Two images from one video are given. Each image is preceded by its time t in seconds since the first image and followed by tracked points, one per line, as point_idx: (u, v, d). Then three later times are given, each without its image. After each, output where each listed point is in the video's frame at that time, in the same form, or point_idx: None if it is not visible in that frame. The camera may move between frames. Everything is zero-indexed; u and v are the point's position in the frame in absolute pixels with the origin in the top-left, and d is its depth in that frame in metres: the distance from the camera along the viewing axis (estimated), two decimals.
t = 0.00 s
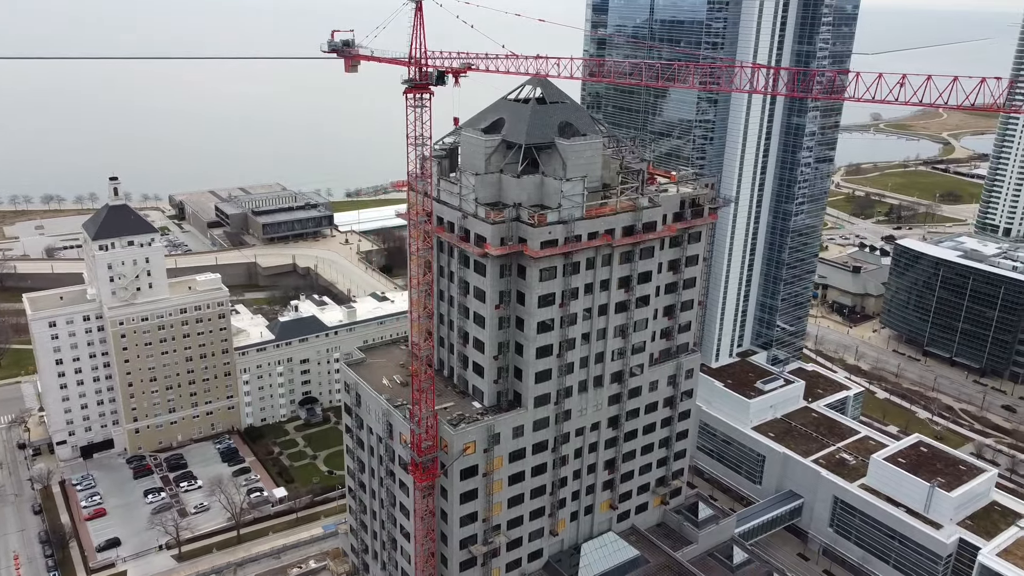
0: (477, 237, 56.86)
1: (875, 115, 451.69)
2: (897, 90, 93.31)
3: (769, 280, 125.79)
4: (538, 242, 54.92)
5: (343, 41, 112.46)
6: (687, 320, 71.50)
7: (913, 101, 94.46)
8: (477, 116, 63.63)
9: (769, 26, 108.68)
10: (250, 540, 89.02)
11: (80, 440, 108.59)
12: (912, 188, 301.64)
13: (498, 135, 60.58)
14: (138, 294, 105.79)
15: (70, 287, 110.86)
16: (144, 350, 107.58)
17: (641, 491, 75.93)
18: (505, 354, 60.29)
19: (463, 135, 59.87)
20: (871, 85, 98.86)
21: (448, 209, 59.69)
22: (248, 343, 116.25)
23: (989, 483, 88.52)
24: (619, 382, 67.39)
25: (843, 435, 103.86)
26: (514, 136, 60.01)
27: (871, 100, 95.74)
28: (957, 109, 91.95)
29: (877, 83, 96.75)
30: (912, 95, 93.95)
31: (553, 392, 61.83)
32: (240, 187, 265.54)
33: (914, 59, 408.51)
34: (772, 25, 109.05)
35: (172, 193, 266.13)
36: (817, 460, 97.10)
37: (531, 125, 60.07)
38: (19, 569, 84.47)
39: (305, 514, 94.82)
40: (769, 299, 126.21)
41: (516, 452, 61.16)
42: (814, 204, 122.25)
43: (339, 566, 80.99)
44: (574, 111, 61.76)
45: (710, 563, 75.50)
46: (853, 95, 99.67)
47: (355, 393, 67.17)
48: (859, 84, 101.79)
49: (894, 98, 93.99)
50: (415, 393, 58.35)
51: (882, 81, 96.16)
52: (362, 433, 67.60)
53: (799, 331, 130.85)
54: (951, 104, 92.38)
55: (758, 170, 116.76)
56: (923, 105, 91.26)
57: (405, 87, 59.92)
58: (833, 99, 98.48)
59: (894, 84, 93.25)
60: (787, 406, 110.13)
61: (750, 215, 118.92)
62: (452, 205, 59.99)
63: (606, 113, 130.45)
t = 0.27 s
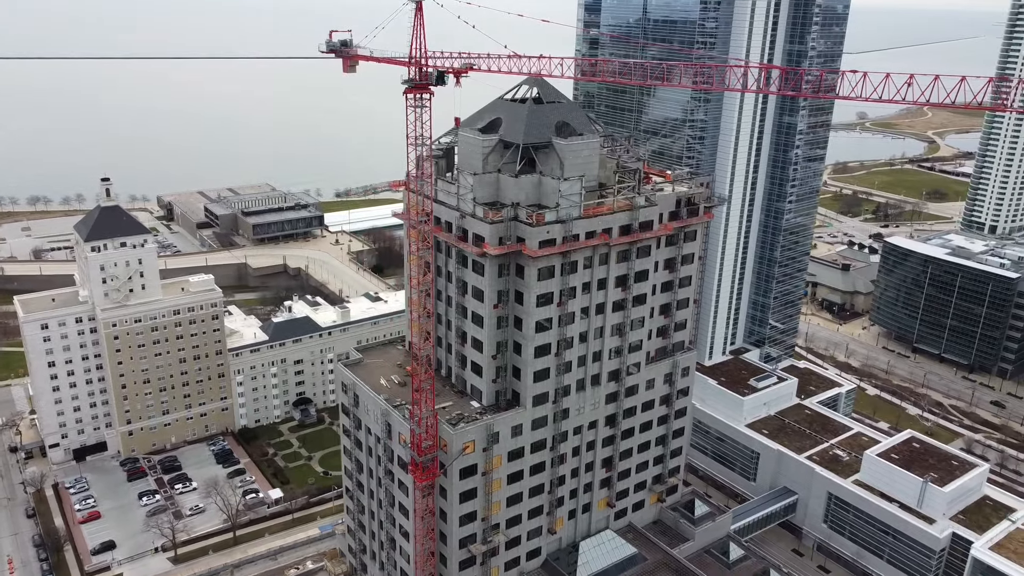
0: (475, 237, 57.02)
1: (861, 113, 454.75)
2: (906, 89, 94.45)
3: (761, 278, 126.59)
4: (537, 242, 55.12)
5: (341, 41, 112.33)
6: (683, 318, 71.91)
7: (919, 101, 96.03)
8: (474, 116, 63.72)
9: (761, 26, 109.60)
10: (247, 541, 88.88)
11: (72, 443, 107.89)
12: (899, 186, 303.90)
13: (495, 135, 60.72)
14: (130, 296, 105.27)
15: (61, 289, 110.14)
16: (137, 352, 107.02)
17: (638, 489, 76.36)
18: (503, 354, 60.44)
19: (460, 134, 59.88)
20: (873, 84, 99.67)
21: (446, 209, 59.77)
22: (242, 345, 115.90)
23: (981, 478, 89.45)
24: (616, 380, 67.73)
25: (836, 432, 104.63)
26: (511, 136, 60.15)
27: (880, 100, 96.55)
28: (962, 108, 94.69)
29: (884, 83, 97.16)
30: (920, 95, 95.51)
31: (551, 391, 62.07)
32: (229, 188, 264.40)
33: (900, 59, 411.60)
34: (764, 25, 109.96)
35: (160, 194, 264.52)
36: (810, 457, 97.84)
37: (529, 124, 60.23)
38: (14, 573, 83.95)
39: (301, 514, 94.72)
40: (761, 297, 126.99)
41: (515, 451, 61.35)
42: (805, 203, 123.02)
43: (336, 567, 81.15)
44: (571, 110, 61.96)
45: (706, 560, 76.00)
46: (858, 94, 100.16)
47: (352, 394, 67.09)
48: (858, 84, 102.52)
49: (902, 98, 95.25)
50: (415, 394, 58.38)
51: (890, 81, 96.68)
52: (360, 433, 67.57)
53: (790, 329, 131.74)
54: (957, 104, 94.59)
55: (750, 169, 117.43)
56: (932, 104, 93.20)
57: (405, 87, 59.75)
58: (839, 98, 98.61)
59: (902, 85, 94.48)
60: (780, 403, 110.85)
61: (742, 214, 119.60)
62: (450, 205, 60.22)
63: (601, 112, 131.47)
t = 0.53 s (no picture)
0: (473, 236, 57.17)
1: (847, 113, 457.69)
2: (915, 89, 94.67)
3: (754, 276, 127.30)
4: (535, 242, 55.33)
5: (339, 41, 112.02)
6: (679, 316, 72.26)
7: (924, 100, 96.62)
8: (471, 116, 63.81)
9: (753, 25, 110.37)
10: (243, 543, 88.72)
11: (65, 446, 107.13)
12: (886, 184, 306.12)
13: (492, 134, 60.84)
14: (123, 297, 104.71)
15: (53, 291, 109.39)
16: (130, 354, 106.45)
17: (635, 486, 76.73)
18: (502, 353, 60.60)
19: (457, 134, 59.94)
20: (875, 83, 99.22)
21: (444, 209, 59.84)
22: (236, 346, 115.50)
23: (973, 473, 90.34)
24: (614, 379, 68.03)
25: (829, 428, 105.38)
26: (508, 136, 60.30)
27: (889, 100, 96.32)
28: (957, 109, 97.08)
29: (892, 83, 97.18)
30: (926, 94, 96.32)
31: (549, 390, 62.29)
32: (218, 189, 263.15)
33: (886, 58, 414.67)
34: (756, 23, 110.85)
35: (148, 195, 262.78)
36: (804, 453, 98.54)
37: (526, 124, 60.41)
38: None
39: (297, 516, 94.58)
40: (754, 295, 127.74)
41: (514, 450, 61.55)
42: (797, 201, 123.74)
43: (333, 568, 81.15)
44: (568, 110, 62.17)
45: (703, 557, 76.37)
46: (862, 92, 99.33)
47: (350, 394, 67.03)
48: (859, 82, 102.44)
49: (911, 97, 95.71)
50: (415, 394, 58.38)
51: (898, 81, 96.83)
52: (358, 433, 67.51)
53: (783, 326, 132.59)
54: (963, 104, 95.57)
55: (742, 168, 118.10)
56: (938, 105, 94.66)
57: (405, 87, 59.56)
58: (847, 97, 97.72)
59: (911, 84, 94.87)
60: (773, 400, 111.51)
61: (735, 213, 120.26)
62: (448, 205, 60.40)
63: (595, 112, 132.24)
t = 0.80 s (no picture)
0: (472, 236, 57.26)
1: (834, 111, 460.79)
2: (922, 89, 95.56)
3: (746, 274, 127.98)
4: (534, 241, 55.49)
5: (337, 41, 111.76)
6: (675, 314, 72.62)
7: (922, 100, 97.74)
8: (468, 116, 63.81)
9: (745, 24, 110.98)
10: (239, 545, 88.62)
11: (58, 449, 106.51)
12: (873, 182, 308.35)
13: (489, 134, 60.91)
14: (116, 299, 104.09)
15: (44, 293, 108.63)
16: (124, 356, 105.84)
17: (632, 484, 77.10)
18: (500, 353, 60.75)
19: (454, 133, 59.90)
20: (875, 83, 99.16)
21: (442, 209, 59.85)
22: (229, 347, 115.08)
23: (965, 468, 91.29)
24: (611, 377, 68.33)
25: (822, 425, 106.15)
26: (506, 136, 60.38)
27: (896, 100, 96.74)
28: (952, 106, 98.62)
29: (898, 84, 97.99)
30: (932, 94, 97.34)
31: (547, 389, 62.48)
32: (207, 190, 261.86)
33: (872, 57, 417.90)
34: (748, 22, 111.43)
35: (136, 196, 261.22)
36: (798, 450, 99.27)
37: (523, 124, 60.54)
38: None
39: (294, 517, 94.49)
40: (746, 293, 128.42)
41: (513, 449, 61.74)
42: (789, 200, 124.39)
43: (330, 569, 81.11)
44: (564, 110, 62.33)
45: (700, 553, 76.79)
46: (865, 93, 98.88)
47: (348, 395, 66.96)
48: (859, 83, 102.89)
49: (915, 96, 96.43)
50: (415, 394, 58.49)
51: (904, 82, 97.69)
52: (356, 434, 67.41)
53: (775, 324, 133.36)
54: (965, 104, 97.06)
55: (734, 167, 118.83)
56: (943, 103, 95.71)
57: (405, 87, 59.24)
58: (852, 97, 97.33)
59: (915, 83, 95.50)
60: (767, 397, 112.15)
61: (727, 212, 120.91)
62: (446, 205, 60.34)
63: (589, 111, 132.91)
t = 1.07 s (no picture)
0: (470, 235, 57.36)
1: (821, 110, 463.67)
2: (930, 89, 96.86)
3: (738, 272, 128.63)
4: (532, 241, 55.66)
5: (335, 41, 111.80)
6: (670, 313, 72.97)
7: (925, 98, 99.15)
8: (464, 115, 63.80)
9: (737, 21, 111.51)
10: (235, 547, 88.57)
11: (50, 452, 105.79)
12: (860, 181, 310.46)
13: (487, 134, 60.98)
14: (109, 301, 103.51)
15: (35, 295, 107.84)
16: (117, 358, 105.22)
17: (629, 482, 77.47)
18: (498, 352, 60.88)
19: (452, 133, 59.92)
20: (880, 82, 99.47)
21: (439, 208, 59.94)
22: (223, 348, 114.60)
23: (957, 463, 92.18)
24: (608, 376, 68.62)
25: (815, 422, 106.88)
26: (503, 136, 60.49)
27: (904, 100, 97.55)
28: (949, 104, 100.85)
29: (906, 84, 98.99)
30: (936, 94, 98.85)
31: (546, 387, 62.67)
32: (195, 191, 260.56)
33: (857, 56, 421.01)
34: (741, 18, 111.85)
35: (124, 197, 259.44)
36: (792, 447, 99.94)
37: (521, 123, 60.61)
38: None
39: (290, 518, 94.44)
40: (739, 291, 129.09)
41: (511, 448, 61.92)
42: (781, 198, 125.00)
43: (327, 570, 81.05)
44: (561, 109, 62.46)
45: (697, 550, 77.21)
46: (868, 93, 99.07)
47: (346, 395, 66.93)
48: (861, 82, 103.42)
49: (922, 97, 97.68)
50: (415, 394, 58.79)
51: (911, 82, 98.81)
52: (354, 434, 67.34)
53: (768, 322, 134.10)
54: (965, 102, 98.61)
55: (726, 166, 119.47)
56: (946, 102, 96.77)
57: (405, 87, 58.87)
58: (861, 96, 97.25)
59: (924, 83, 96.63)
60: (760, 394, 112.77)
61: (719, 211, 121.60)
62: (444, 205, 60.29)
63: (583, 110, 133.43)
